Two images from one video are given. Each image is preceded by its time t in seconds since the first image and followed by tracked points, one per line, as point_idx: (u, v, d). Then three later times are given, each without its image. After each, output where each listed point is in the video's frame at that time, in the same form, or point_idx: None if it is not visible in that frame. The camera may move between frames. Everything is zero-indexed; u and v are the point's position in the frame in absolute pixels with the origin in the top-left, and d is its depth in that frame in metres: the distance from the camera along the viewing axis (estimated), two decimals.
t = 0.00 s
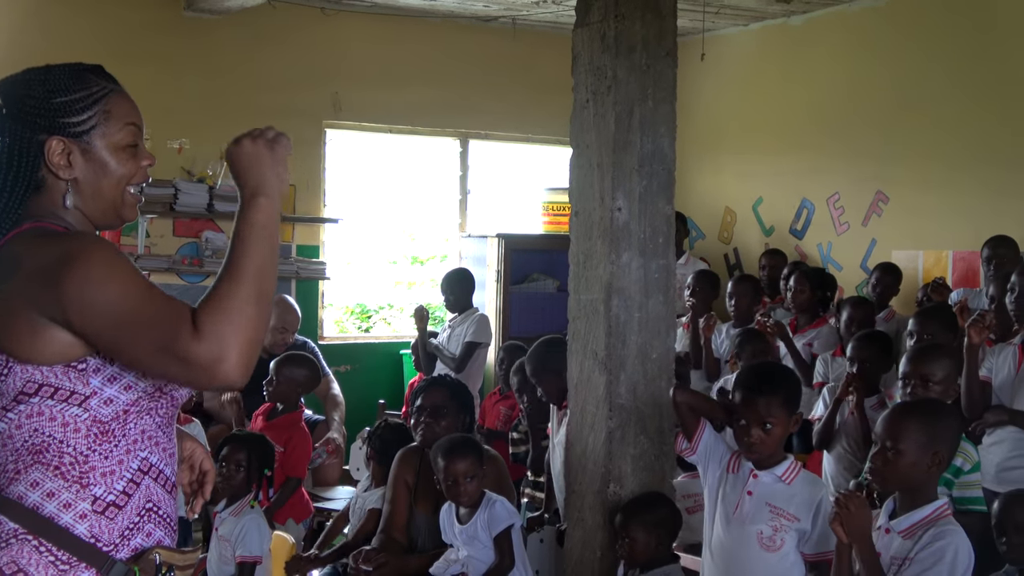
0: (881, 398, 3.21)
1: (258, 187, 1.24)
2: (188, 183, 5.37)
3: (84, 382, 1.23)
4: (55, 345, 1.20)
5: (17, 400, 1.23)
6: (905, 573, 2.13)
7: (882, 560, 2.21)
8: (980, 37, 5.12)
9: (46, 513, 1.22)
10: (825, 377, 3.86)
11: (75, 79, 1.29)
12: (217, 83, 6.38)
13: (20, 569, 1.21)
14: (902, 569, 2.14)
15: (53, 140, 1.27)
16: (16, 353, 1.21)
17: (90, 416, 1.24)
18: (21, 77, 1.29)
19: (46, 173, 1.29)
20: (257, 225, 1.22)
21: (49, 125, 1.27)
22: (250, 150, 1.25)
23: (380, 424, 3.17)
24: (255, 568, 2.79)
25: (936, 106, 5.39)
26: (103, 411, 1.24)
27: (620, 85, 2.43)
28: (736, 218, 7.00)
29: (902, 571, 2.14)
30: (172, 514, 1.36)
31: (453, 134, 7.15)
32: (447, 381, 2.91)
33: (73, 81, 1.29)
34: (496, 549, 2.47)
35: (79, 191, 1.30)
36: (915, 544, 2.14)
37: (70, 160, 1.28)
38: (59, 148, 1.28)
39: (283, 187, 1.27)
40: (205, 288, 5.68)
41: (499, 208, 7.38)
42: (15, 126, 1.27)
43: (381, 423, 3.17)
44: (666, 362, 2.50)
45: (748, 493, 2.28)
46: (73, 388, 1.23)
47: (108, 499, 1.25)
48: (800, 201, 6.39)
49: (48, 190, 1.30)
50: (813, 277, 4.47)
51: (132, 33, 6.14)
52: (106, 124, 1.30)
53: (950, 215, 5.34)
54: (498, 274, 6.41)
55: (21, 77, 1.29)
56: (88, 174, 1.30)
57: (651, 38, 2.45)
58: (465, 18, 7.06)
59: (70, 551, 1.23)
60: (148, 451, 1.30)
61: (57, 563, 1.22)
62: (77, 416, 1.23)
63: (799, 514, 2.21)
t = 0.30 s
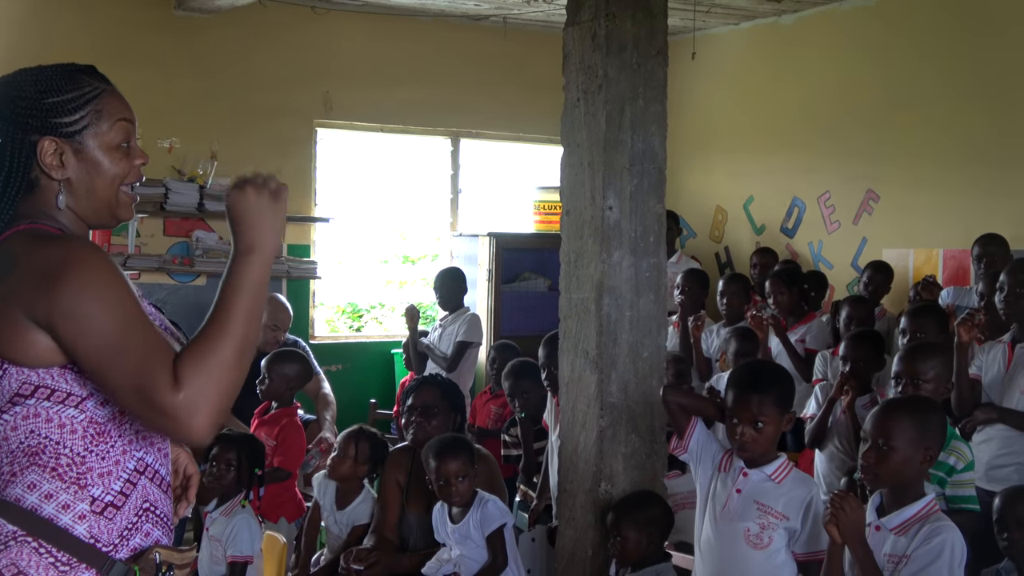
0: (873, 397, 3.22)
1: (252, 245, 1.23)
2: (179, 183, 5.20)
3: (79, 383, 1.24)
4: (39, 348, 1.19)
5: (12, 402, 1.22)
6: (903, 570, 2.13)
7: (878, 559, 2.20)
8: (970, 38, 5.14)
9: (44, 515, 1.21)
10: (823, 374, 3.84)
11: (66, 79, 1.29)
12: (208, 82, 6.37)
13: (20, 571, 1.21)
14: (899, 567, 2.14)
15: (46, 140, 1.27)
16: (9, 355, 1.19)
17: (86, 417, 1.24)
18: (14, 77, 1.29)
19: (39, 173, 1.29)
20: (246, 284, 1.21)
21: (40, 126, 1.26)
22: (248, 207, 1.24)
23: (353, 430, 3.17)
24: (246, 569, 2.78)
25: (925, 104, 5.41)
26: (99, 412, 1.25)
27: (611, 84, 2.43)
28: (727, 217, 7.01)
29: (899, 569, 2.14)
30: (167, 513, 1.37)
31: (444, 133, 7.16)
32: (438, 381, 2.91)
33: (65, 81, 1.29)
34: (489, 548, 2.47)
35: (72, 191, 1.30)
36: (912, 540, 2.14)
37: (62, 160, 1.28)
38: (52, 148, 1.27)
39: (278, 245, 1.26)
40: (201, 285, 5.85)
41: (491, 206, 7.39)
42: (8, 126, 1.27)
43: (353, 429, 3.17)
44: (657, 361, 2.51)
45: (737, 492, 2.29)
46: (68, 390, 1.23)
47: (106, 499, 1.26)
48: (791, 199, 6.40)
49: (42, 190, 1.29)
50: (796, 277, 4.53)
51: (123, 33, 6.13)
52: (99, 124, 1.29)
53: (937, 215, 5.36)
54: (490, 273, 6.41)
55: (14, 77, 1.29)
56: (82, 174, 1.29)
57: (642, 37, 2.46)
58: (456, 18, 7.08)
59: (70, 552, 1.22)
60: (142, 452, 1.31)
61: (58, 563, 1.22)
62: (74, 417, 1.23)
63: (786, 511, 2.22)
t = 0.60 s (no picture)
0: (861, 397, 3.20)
1: (279, 245, 1.27)
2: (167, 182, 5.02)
3: (59, 383, 1.23)
4: (28, 348, 1.19)
5: None
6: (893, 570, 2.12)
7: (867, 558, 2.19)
8: (957, 38, 5.15)
9: (27, 515, 1.22)
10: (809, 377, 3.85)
11: (50, 73, 1.28)
12: (197, 80, 6.37)
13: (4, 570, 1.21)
14: (888, 567, 2.13)
15: (30, 133, 1.26)
16: None
17: (66, 418, 1.24)
18: None
19: (22, 166, 1.28)
20: (268, 278, 1.26)
21: (25, 119, 1.26)
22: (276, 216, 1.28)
23: (328, 381, 3.34)
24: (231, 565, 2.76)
25: (912, 105, 5.42)
26: (79, 412, 1.24)
27: (600, 83, 2.43)
28: (716, 216, 7.03)
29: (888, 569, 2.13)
30: (149, 511, 1.36)
31: (433, 131, 7.18)
32: (426, 380, 2.92)
33: (49, 74, 1.28)
34: (479, 546, 2.47)
35: (55, 185, 1.29)
36: (900, 541, 2.14)
37: (46, 153, 1.27)
38: (36, 141, 1.27)
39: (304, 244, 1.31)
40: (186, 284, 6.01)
41: (479, 204, 7.40)
42: None
43: (328, 380, 3.34)
44: (645, 359, 2.51)
45: (723, 490, 2.31)
46: (48, 391, 1.23)
47: (88, 500, 1.25)
48: (780, 199, 6.41)
49: (24, 184, 1.29)
50: (771, 275, 4.58)
51: (112, 30, 6.11)
52: (83, 118, 1.29)
53: (924, 217, 5.38)
54: (478, 271, 6.42)
55: None
56: (66, 168, 1.29)
57: (631, 36, 2.46)
58: (446, 16, 7.09)
59: (53, 551, 1.22)
60: (125, 450, 1.30)
61: (40, 563, 1.22)
62: (54, 418, 1.23)
63: (770, 511, 2.22)
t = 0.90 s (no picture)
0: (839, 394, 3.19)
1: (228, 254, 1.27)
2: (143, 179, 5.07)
3: (27, 383, 1.22)
4: None
5: None
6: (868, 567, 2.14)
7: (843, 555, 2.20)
8: (933, 38, 5.17)
9: None
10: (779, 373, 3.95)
11: (18, 68, 1.28)
12: (176, 78, 6.35)
13: None
14: (863, 564, 2.15)
15: None
16: None
17: (35, 417, 1.23)
18: None
19: None
20: (208, 296, 1.26)
21: None
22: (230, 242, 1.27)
23: (296, 364, 3.33)
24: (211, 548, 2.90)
25: (888, 103, 5.45)
26: (48, 412, 1.23)
27: (578, 81, 2.44)
28: (694, 215, 7.05)
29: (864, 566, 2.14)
30: (122, 511, 1.35)
31: (411, 130, 7.19)
32: (406, 378, 2.92)
33: (17, 70, 1.28)
34: (461, 545, 2.48)
35: (22, 182, 1.28)
36: (876, 539, 2.15)
37: (15, 150, 1.26)
38: (5, 138, 1.26)
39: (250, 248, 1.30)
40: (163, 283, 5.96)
41: (456, 203, 7.42)
42: None
43: (295, 363, 3.33)
44: (623, 357, 2.52)
45: (702, 486, 2.32)
46: (16, 390, 1.21)
47: (59, 499, 1.24)
48: (758, 197, 6.44)
49: None
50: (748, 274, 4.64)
51: (90, 28, 6.08)
52: (51, 114, 1.29)
53: (900, 215, 5.41)
54: (457, 270, 6.43)
55: None
56: (34, 165, 1.28)
57: (609, 34, 2.47)
58: (424, 15, 7.11)
59: (25, 551, 1.21)
60: (95, 449, 1.29)
61: (11, 564, 1.21)
62: (23, 417, 1.22)
63: (747, 507, 2.23)
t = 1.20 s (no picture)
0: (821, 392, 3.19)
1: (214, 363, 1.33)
2: (122, 177, 5.60)
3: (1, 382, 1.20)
4: None
5: None
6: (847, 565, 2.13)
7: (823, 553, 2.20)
8: (914, 37, 5.20)
9: None
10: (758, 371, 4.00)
11: (19, 68, 1.27)
12: (159, 75, 6.33)
13: None
14: (842, 563, 2.14)
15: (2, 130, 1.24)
16: None
17: (7, 417, 1.22)
18: None
19: None
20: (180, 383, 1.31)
21: None
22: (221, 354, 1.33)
23: (283, 360, 3.32)
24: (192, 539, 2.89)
25: (870, 101, 5.48)
26: (20, 412, 1.22)
27: (561, 79, 2.44)
28: (676, 212, 7.07)
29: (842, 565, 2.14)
30: (92, 511, 1.35)
31: (394, 127, 7.18)
32: (389, 376, 2.93)
33: (19, 69, 1.27)
34: (447, 543, 2.48)
35: (23, 184, 1.27)
36: (856, 538, 2.15)
37: (16, 151, 1.26)
38: (7, 138, 1.25)
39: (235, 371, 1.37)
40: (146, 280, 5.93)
41: (438, 199, 7.41)
42: None
43: (283, 359, 3.32)
44: (606, 355, 2.52)
45: (683, 484, 2.33)
46: None
47: (28, 498, 1.24)
48: (740, 195, 6.46)
49: None
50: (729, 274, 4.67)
51: (72, 25, 6.05)
52: (52, 116, 1.28)
53: (882, 214, 5.43)
54: (439, 266, 6.43)
55: None
56: (34, 165, 1.27)
57: (591, 32, 2.47)
58: (408, 12, 7.11)
59: None
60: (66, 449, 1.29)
61: None
62: None
63: (727, 504, 2.24)
